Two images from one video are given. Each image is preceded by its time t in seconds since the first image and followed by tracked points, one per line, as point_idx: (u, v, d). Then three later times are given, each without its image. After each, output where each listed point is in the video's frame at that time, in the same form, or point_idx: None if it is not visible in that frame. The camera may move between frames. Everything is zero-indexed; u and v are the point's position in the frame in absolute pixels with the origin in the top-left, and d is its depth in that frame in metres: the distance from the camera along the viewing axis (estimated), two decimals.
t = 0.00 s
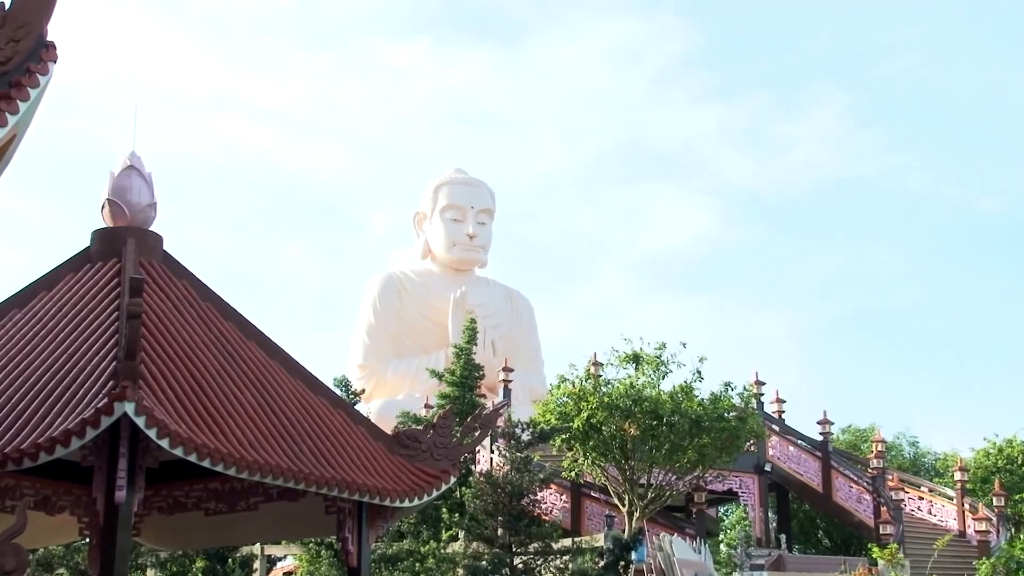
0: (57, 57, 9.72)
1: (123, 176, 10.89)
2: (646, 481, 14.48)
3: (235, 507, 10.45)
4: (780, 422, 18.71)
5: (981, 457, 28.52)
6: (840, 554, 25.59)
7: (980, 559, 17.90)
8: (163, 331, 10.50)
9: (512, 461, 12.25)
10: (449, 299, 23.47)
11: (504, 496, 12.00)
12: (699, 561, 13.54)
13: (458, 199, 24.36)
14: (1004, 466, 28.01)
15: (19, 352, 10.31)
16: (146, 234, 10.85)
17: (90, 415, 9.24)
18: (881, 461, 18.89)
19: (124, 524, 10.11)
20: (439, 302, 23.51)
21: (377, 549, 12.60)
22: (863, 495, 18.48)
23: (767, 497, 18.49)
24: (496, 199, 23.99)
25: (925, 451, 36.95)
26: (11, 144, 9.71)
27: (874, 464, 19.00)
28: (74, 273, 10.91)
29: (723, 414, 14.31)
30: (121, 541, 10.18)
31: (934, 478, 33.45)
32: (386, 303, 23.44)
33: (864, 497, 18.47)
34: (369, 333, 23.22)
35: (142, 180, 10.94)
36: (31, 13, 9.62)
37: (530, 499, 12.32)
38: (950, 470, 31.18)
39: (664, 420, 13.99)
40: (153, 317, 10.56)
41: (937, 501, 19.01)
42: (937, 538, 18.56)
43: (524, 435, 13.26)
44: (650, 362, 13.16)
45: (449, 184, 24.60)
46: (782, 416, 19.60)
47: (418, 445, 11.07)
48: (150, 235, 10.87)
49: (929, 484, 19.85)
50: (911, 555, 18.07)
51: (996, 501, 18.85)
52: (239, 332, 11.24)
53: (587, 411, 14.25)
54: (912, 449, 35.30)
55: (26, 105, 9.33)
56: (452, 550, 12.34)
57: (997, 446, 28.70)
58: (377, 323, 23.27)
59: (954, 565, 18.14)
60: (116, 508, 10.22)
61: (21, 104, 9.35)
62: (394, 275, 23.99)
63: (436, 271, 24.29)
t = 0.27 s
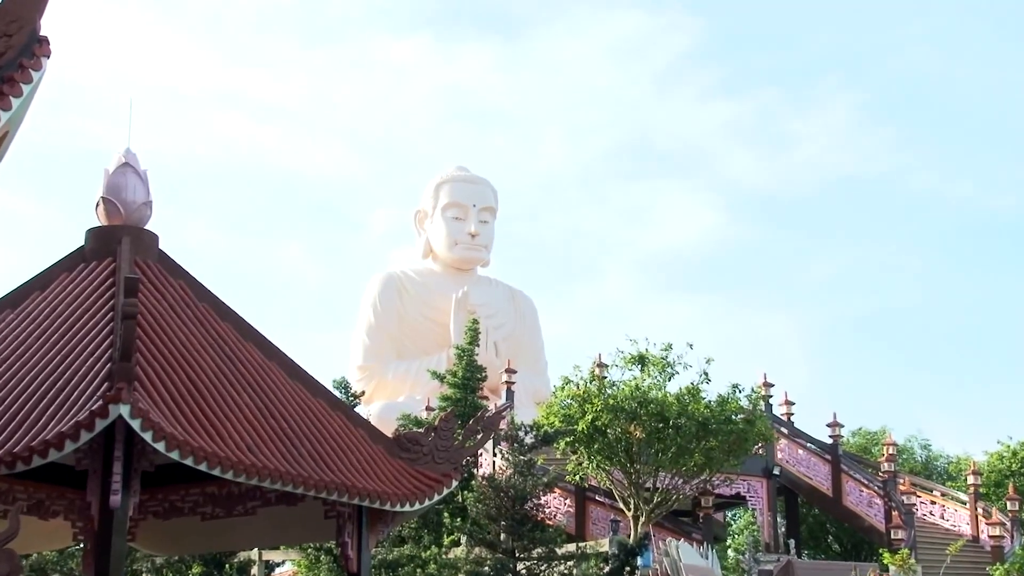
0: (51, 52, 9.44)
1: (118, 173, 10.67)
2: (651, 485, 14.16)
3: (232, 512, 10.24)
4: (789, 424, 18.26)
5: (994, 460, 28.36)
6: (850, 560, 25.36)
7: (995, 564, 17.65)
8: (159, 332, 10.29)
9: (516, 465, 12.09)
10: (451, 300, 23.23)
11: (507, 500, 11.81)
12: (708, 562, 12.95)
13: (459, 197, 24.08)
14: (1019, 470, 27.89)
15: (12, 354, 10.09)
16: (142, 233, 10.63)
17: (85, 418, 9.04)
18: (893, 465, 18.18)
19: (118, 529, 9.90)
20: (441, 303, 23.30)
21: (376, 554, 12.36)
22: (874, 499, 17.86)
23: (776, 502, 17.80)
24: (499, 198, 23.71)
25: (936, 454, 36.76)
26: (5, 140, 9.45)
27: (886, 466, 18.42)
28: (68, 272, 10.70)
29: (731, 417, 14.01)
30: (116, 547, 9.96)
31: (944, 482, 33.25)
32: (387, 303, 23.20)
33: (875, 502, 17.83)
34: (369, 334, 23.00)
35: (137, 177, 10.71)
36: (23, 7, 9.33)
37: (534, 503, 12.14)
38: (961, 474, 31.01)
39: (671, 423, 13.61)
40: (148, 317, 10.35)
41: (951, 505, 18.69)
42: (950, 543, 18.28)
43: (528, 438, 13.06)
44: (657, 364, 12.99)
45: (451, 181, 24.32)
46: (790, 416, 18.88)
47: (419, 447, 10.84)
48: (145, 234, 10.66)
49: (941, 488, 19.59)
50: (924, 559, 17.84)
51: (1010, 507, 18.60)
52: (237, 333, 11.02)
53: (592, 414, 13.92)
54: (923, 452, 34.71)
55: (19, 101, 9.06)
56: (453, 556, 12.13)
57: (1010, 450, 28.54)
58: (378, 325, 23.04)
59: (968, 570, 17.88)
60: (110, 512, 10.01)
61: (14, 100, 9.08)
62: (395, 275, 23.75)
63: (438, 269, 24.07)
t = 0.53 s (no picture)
0: (45, 48, 9.18)
1: (112, 172, 10.45)
2: (658, 490, 13.44)
3: (229, 516, 10.03)
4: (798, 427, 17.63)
5: (1009, 464, 28.09)
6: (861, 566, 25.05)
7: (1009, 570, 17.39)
8: (155, 333, 10.08)
9: (519, 468, 11.86)
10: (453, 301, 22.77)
11: (511, 504, 11.60)
12: (714, 566, 12.60)
13: (461, 194, 23.51)
14: None
15: (4, 355, 9.88)
16: (137, 232, 10.43)
17: (80, 421, 8.84)
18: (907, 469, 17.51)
19: (114, 533, 9.70)
20: (443, 304, 22.80)
21: (379, 559, 12.18)
22: (886, 504, 17.24)
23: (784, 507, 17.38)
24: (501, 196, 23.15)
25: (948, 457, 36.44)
26: None
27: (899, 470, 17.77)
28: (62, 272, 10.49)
29: (740, 419, 13.28)
30: (111, 552, 9.77)
31: (957, 486, 32.93)
32: (387, 303, 22.64)
33: (887, 507, 17.21)
34: (369, 336, 22.44)
35: (133, 175, 10.49)
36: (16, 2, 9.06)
37: (538, 508, 11.94)
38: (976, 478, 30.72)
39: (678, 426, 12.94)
40: (144, 318, 10.14)
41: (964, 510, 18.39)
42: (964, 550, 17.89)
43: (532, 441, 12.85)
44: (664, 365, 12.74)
45: (452, 178, 23.74)
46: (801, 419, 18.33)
47: (421, 451, 10.62)
48: (141, 233, 10.45)
49: (954, 493, 19.30)
50: (937, 565, 17.61)
51: None
52: (234, 334, 10.81)
53: (597, 416, 13.19)
54: (937, 455, 34.05)
55: (12, 98, 8.81)
56: (455, 561, 11.93)
57: None
58: (378, 326, 22.47)
59: None
60: (105, 517, 9.82)
61: (7, 97, 8.83)
62: (396, 274, 23.21)
63: (440, 269, 23.48)
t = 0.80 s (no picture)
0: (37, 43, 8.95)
1: (106, 170, 10.29)
2: (664, 494, 13.15)
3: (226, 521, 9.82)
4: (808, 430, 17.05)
5: None
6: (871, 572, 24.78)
7: None
8: (149, 334, 9.87)
9: (522, 472, 11.68)
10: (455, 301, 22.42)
11: (513, 508, 11.45)
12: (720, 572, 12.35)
13: (462, 193, 23.23)
14: None
15: None
16: (131, 231, 10.22)
17: (73, 424, 8.64)
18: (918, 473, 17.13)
19: (108, 539, 9.49)
20: (443, 305, 22.47)
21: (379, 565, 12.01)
22: (896, 509, 16.90)
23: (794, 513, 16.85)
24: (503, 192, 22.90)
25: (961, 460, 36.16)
26: None
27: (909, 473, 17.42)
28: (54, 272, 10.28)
29: (747, 422, 13.02)
30: (105, 558, 9.56)
31: (971, 489, 32.64)
32: (387, 304, 22.33)
33: (898, 511, 16.87)
34: (369, 337, 22.14)
35: (127, 173, 10.33)
36: None
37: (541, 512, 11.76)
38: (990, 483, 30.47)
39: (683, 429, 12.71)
40: (139, 319, 9.93)
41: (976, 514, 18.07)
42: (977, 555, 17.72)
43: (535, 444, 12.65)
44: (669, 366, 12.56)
45: (453, 176, 23.46)
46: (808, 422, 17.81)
47: (421, 454, 10.40)
48: (135, 232, 10.24)
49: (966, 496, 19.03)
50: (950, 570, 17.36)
51: None
52: (231, 335, 10.59)
53: (601, 418, 12.92)
54: (948, 459, 33.63)
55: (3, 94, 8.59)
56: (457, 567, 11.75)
57: None
58: (378, 327, 22.16)
59: None
60: (99, 522, 9.61)
61: None
62: (396, 274, 22.92)
63: (441, 269, 23.17)
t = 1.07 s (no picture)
0: (29, 38, 8.71)
1: (100, 167, 10.06)
2: (670, 498, 12.90)
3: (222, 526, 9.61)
4: (818, 433, 16.45)
5: None
6: None
7: None
8: (144, 335, 9.66)
9: (525, 476, 11.51)
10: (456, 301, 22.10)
11: (516, 513, 11.32)
12: None
13: (464, 191, 22.93)
14: None
15: None
16: (125, 230, 10.01)
17: (66, 427, 8.44)
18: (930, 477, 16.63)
19: (102, 544, 9.28)
20: (443, 305, 22.17)
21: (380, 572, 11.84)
22: (908, 513, 16.47)
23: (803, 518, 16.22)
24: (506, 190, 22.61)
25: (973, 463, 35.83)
26: None
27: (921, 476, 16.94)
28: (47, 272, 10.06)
29: (755, 424, 12.78)
30: (99, 563, 9.35)
31: (984, 494, 32.30)
32: (387, 304, 22.06)
33: (910, 516, 16.45)
34: (369, 338, 21.87)
35: (122, 171, 10.10)
36: None
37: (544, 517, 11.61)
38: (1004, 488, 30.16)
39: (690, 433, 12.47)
40: (133, 319, 9.72)
41: (990, 518, 17.62)
42: (990, 561, 17.39)
43: (539, 448, 12.43)
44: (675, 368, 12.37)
45: (454, 175, 23.15)
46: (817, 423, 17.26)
47: (422, 458, 10.18)
48: (129, 230, 10.03)
49: (980, 502, 18.68)
50: None
51: None
52: (228, 336, 10.38)
53: (606, 422, 12.67)
54: (961, 462, 33.32)
55: None
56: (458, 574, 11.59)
57: None
58: (378, 327, 21.90)
59: None
60: (93, 526, 9.39)
61: None
62: (396, 274, 22.63)
63: (442, 269, 22.86)
